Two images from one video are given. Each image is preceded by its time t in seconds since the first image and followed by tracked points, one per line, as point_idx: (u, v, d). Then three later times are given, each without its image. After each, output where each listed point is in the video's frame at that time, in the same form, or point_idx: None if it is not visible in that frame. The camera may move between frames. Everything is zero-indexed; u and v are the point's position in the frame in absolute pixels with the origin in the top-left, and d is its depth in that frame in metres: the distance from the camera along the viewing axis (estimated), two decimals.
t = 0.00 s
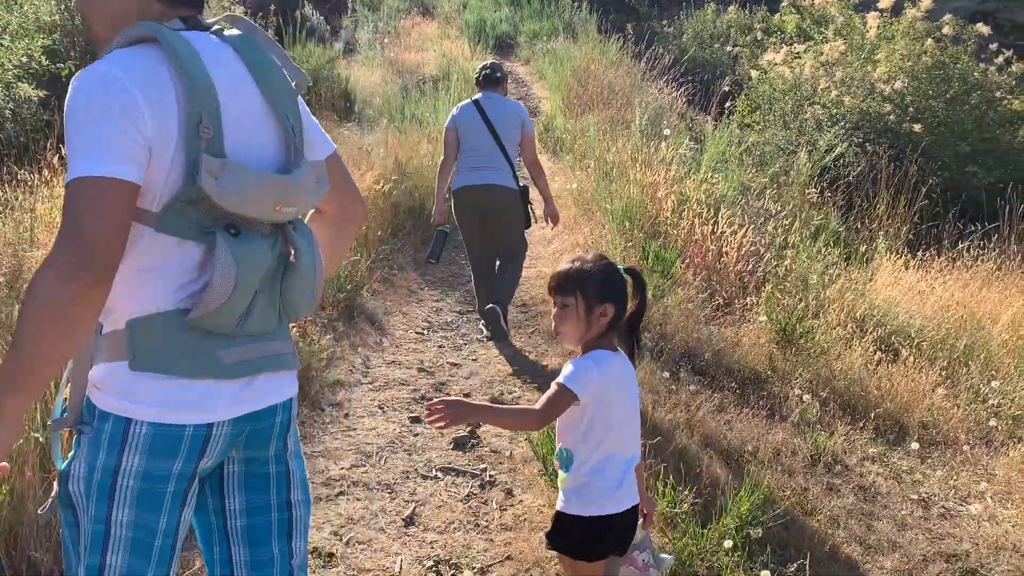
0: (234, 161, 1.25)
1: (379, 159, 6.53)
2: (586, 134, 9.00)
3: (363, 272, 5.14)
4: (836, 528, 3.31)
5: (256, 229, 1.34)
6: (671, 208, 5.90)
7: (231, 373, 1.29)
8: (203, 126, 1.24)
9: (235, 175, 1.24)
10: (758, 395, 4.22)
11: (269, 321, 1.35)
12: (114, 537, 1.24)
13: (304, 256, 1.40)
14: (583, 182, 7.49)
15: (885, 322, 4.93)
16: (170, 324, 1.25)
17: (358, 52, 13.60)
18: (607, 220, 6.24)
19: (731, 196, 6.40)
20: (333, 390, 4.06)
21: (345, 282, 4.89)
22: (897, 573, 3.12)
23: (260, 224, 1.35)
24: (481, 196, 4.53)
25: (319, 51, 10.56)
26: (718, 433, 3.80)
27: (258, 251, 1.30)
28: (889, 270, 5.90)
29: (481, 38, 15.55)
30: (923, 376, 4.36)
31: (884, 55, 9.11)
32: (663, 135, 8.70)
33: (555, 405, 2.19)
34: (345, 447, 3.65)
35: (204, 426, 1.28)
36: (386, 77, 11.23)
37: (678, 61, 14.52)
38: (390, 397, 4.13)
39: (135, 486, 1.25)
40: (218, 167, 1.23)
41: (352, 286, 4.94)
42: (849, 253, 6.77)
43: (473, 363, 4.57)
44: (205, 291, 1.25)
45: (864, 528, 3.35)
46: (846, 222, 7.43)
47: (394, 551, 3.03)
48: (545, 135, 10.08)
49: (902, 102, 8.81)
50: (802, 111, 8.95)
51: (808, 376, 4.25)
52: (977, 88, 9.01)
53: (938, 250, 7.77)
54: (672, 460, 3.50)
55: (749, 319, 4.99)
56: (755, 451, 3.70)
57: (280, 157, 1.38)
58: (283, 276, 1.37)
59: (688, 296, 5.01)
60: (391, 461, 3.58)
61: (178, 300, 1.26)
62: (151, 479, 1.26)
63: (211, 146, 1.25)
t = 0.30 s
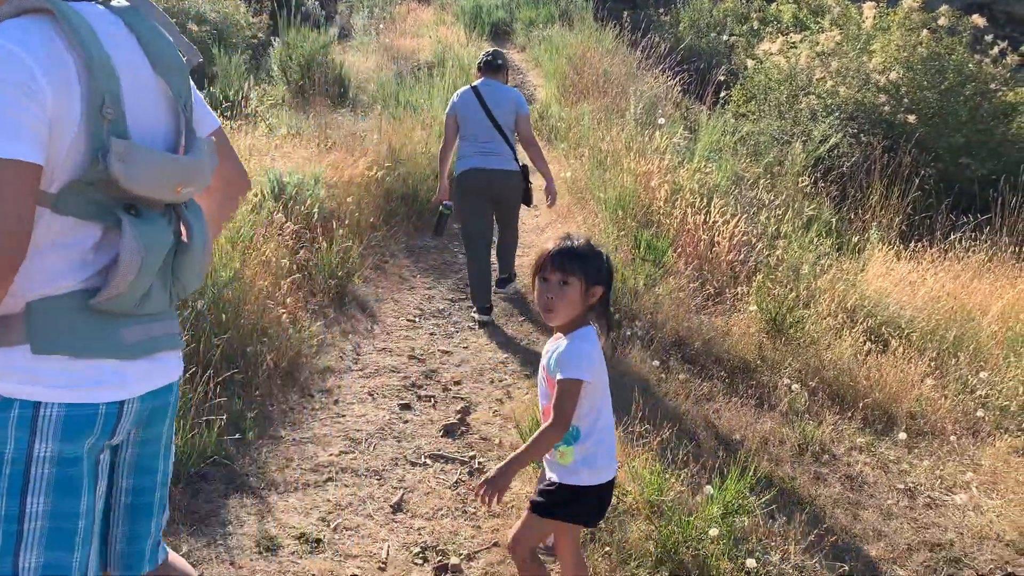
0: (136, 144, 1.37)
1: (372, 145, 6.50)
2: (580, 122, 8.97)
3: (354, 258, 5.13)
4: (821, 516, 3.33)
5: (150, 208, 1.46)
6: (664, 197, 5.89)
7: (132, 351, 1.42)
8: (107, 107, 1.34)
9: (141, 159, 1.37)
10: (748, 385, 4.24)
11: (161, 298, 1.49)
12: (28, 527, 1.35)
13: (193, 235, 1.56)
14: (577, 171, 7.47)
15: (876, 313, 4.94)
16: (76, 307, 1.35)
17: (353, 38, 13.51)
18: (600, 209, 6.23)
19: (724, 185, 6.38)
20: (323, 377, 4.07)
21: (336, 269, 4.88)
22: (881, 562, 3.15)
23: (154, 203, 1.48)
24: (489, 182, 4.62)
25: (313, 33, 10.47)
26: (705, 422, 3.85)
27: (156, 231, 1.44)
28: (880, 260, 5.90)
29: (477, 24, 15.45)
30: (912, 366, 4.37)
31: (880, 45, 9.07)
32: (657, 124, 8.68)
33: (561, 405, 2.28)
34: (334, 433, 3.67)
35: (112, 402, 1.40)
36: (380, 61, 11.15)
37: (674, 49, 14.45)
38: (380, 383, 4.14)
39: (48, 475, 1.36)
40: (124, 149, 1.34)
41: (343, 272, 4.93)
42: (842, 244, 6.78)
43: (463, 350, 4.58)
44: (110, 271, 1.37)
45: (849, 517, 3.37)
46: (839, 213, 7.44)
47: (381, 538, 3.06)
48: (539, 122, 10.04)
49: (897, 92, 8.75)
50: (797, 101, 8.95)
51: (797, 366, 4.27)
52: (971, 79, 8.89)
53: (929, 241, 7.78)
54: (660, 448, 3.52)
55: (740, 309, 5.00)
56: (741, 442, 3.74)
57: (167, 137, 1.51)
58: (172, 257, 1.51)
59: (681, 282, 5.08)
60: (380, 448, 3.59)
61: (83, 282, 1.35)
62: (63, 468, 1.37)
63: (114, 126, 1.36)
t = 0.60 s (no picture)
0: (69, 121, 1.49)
1: (366, 131, 6.48)
2: (574, 111, 8.94)
3: (346, 245, 5.12)
4: (810, 505, 3.36)
5: (70, 182, 1.56)
6: (657, 187, 5.89)
7: (79, 326, 1.58)
8: (39, 85, 1.45)
9: (82, 138, 1.50)
10: (738, 374, 4.25)
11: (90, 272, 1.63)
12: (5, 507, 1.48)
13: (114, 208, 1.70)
14: (571, 159, 7.45)
15: (867, 303, 4.96)
16: (24, 286, 1.48)
17: (347, 24, 13.43)
18: (593, 198, 6.22)
19: (718, 175, 6.38)
20: (315, 363, 4.07)
21: (328, 255, 4.87)
22: (868, 551, 3.16)
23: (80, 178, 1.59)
24: (491, 159, 4.87)
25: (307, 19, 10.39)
26: (695, 411, 3.88)
27: (91, 206, 1.57)
28: (873, 251, 5.91)
29: (472, 11, 15.36)
30: (902, 357, 4.39)
31: (875, 36, 9.06)
32: (652, 113, 8.66)
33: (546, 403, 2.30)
34: (325, 419, 3.67)
35: (70, 376, 1.57)
36: (374, 47, 11.09)
37: (670, 38, 14.40)
38: (372, 370, 4.14)
39: (19, 455, 1.49)
40: (63, 126, 1.47)
41: (335, 259, 4.92)
42: (834, 234, 6.79)
43: (455, 338, 4.58)
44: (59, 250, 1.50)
45: (837, 506, 3.39)
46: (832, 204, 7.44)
47: (371, 523, 3.07)
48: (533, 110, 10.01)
49: (891, 83, 8.71)
50: (791, 92, 8.96)
51: (788, 356, 4.29)
52: (965, 71, 8.82)
53: (921, 233, 7.79)
54: (650, 436, 3.53)
55: (732, 299, 5.01)
56: (732, 430, 3.77)
57: (82, 111, 1.61)
58: (100, 233, 1.62)
59: (670, 275, 5.02)
60: (372, 435, 3.60)
61: (29, 260, 1.48)
62: (34, 444, 1.51)
63: (46, 104, 1.47)
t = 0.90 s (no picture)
0: None
1: (362, 124, 6.47)
2: (571, 104, 8.93)
3: (342, 238, 5.12)
4: (803, 498, 3.37)
5: None
6: (653, 180, 5.88)
7: None
8: None
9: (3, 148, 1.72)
10: (734, 368, 4.28)
11: None
12: None
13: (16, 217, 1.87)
14: (567, 152, 7.43)
15: (862, 298, 4.97)
16: None
17: (343, 16, 13.38)
18: (589, 191, 6.22)
19: (713, 168, 6.38)
20: (311, 356, 4.07)
21: (323, 247, 4.87)
22: (861, 544, 3.18)
23: None
24: (491, 150, 4.88)
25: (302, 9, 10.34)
26: (690, 405, 3.90)
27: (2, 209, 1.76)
28: (868, 245, 5.92)
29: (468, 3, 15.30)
30: (896, 351, 4.40)
31: (872, 29, 9.02)
32: (648, 107, 8.65)
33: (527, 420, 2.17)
34: (320, 412, 3.67)
35: None
36: (370, 38, 11.05)
37: (667, 31, 14.37)
38: (367, 362, 4.15)
39: None
40: None
41: (331, 252, 4.92)
42: (830, 229, 6.80)
43: (451, 330, 4.59)
44: None
45: (831, 499, 3.41)
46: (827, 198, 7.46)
47: (366, 516, 3.07)
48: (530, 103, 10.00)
49: (887, 77, 8.71)
50: (788, 86, 8.96)
51: (783, 350, 4.30)
52: (961, 65, 8.81)
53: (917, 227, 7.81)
54: (645, 428, 3.54)
55: (728, 293, 5.02)
56: (726, 424, 3.79)
57: None
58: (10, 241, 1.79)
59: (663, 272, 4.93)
60: (368, 427, 3.61)
61: None
62: None
63: None
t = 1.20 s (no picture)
0: None
1: (356, 119, 6.45)
2: (566, 99, 8.93)
3: (337, 234, 5.11)
4: (796, 493, 3.39)
5: None
6: (648, 175, 5.89)
7: None
8: None
9: None
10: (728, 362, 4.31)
11: None
12: None
13: None
14: (562, 147, 7.43)
15: (855, 293, 4.98)
16: None
17: (339, 10, 13.34)
18: (585, 186, 6.22)
19: (708, 164, 6.39)
20: (305, 351, 4.07)
21: (317, 243, 4.87)
22: (853, 538, 3.20)
23: None
24: (485, 140, 4.91)
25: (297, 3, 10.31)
26: (683, 399, 3.92)
27: None
28: (862, 240, 5.93)
29: None
30: (888, 346, 4.42)
31: (867, 25, 8.95)
32: (643, 102, 8.65)
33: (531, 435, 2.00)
34: (314, 407, 3.68)
35: None
36: (365, 32, 11.02)
37: (663, 25, 14.36)
38: (362, 357, 4.15)
39: None
40: None
41: (326, 247, 4.93)
42: (824, 224, 6.81)
43: (446, 325, 4.59)
44: None
45: (823, 494, 3.43)
46: (821, 193, 7.47)
47: (360, 511, 3.08)
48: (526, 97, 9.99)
49: (882, 73, 8.69)
50: (783, 82, 8.95)
51: (776, 345, 4.30)
52: (956, 61, 8.81)
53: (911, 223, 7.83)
54: (639, 423, 3.54)
55: (722, 288, 5.03)
56: (719, 418, 3.80)
57: None
58: None
59: (660, 262, 5.06)
60: (362, 422, 3.61)
61: None
62: None
63: None
